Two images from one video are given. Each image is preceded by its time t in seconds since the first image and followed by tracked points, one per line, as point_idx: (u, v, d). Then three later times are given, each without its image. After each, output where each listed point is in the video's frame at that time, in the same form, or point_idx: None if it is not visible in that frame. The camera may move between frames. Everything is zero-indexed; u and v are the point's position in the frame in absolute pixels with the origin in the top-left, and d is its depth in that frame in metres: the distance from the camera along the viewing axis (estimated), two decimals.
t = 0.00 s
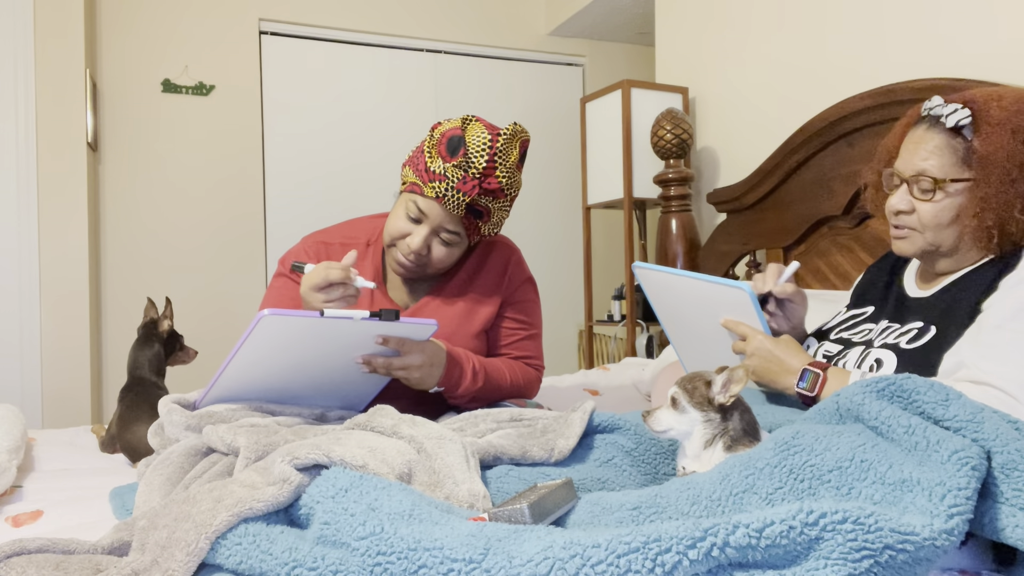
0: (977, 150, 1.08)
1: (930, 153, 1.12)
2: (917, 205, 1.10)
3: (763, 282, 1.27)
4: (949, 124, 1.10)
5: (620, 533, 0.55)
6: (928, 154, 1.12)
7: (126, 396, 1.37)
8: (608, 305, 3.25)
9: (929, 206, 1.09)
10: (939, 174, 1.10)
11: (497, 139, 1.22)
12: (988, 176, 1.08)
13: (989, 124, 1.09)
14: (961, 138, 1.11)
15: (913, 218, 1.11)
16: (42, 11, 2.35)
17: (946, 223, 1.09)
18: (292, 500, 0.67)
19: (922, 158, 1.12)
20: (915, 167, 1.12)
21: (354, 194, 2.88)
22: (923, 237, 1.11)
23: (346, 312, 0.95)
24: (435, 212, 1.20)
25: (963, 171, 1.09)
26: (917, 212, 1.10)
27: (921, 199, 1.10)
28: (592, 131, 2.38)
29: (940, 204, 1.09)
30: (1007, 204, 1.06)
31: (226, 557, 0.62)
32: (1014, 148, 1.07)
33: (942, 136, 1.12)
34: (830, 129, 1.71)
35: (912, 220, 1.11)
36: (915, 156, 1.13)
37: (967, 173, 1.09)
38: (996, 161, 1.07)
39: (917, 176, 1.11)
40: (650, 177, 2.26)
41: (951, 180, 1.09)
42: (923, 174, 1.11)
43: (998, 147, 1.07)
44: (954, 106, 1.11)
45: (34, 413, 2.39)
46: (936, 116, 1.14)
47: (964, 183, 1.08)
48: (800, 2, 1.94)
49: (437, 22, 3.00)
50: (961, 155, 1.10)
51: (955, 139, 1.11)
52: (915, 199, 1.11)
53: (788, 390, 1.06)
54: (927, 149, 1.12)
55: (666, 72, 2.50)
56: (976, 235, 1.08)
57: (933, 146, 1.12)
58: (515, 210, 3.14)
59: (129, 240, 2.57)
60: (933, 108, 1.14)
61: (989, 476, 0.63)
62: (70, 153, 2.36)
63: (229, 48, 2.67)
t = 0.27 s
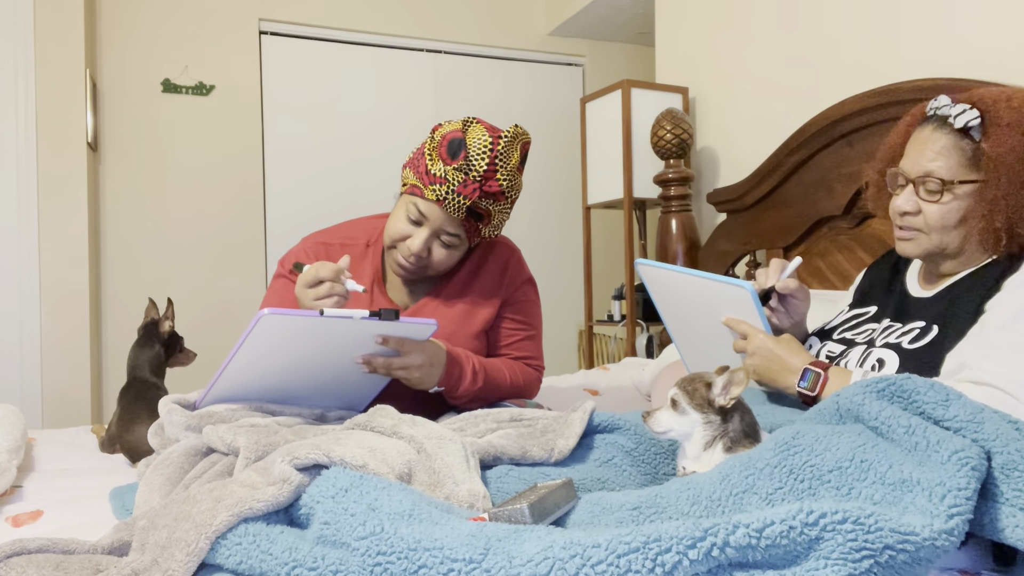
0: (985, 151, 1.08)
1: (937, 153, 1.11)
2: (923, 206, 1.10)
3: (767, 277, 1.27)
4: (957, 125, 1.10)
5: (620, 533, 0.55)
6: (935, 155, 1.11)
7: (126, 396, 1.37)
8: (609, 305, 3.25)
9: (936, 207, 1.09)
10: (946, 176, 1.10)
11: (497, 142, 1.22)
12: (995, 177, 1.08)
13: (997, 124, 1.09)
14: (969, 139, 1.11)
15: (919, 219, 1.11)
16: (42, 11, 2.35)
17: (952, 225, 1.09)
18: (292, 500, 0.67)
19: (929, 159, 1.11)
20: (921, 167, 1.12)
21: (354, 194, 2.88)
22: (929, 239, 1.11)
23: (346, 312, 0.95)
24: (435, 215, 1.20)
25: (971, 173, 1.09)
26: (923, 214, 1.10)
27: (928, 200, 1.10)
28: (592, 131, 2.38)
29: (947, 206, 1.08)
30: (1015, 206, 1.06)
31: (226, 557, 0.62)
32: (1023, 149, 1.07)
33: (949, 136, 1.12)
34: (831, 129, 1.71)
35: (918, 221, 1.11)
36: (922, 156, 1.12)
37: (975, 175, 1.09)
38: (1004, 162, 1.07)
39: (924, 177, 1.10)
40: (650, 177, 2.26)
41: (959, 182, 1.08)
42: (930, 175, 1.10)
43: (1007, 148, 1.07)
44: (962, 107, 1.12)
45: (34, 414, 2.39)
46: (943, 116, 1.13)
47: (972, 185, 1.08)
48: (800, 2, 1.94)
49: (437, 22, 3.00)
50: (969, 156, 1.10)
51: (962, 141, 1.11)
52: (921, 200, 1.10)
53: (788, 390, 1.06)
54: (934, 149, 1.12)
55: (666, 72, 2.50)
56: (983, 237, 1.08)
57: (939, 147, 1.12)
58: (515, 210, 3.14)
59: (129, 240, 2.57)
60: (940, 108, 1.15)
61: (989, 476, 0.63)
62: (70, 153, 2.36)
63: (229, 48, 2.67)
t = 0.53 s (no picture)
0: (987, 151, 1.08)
1: (937, 154, 1.11)
2: (924, 207, 1.10)
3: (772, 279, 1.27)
4: (957, 125, 1.11)
5: (620, 533, 0.55)
6: (936, 155, 1.11)
7: (127, 396, 1.37)
8: (609, 305, 3.25)
9: (936, 208, 1.09)
10: (948, 176, 1.10)
11: (498, 144, 1.22)
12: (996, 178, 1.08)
13: (1000, 124, 1.09)
14: (970, 139, 1.10)
15: (920, 219, 1.11)
16: (42, 11, 2.35)
17: (953, 225, 1.09)
18: (292, 500, 0.67)
19: (929, 159, 1.11)
20: (922, 168, 1.12)
21: (354, 194, 2.88)
22: (929, 239, 1.11)
23: (346, 312, 0.95)
24: (434, 216, 1.20)
25: (972, 173, 1.09)
26: (924, 214, 1.10)
27: (928, 200, 1.10)
28: (592, 131, 2.38)
29: (948, 206, 1.08)
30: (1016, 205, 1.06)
31: (226, 557, 0.62)
32: None
33: (950, 136, 1.11)
34: (831, 129, 1.71)
35: (919, 222, 1.11)
36: (923, 156, 1.12)
37: (976, 175, 1.09)
38: (1007, 162, 1.07)
39: (925, 178, 1.10)
40: (650, 177, 2.25)
41: (960, 182, 1.09)
42: (931, 175, 1.10)
43: (1008, 148, 1.07)
44: (962, 107, 1.12)
45: (34, 414, 2.39)
46: (943, 117, 1.14)
47: (973, 185, 1.08)
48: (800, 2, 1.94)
49: (437, 22, 3.00)
50: (970, 156, 1.10)
51: (963, 141, 1.11)
52: (922, 200, 1.10)
53: (789, 391, 1.06)
54: (935, 149, 1.12)
55: (666, 72, 2.50)
56: (985, 236, 1.08)
57: (939, 147, 1.11)
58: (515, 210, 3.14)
59: (129, 240, 2.57)
60: (940, 108, 1.15)
61: (989, 476, 0.63)
62: (70, 154, 2.36)
63: (229, 48, 2.67)
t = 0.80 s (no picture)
0: (983, 150, 1.08)
1: (933, 153, 1.12)
2: (921, 207, 1.10)
3: (765, 275, 1.27)
4: (953, 124, 1.10)
5: (620, 533, 0.55)
6: (932, 155, 1.11)
7: (127, 396, 1.37)
8: (609, 305, 3.25)
9: (933, 208, 1.09)
10: (944, 176, 1.10)
11: (500, 145, 1.22)
12: (994, 177, 1.07)
13: (996, 123, 1.09)
14: (966, 139, 1.10)
15: (917, 220, 1.11)
16: (42, 11, 2.35)
17: (950, 225, 1.09)
18: (291, 500, 0.67)
19: (926, 159, 1.12)
20: (919, 168, 1.12)
21: (354, 194, 2.88)
22: (927, 240, 1.11)
23: (347, 312, 0.95)
24: (436, 217, 1.20)
25: (969, 173, 1.09)
26: (921, 214, 1.10)
27: (926, 200, 1.10)
28: (592, 130, 2.38)
29: (945, 206, 1.08)
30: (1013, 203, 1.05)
31: (226, 557, 0.62)
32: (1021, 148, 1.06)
33: (945, 136, 1.12)
34: (831, 129, 1.71)
35: (917, 222, 1.11)
36: (919, 156, 1.13)
37: (973, 174, 1.09)
38: (1004, 161, 1.07)
39: (922, 178, 1.11)
40: (650, 177, 2.25)
41: (957, 182, 1.08)
42: (928, 176, 1.10)
43: (1005, 147, 1.07)
44: (957, 107, 1.12)
45: (34, 414, 2.39)
46: (939, 117, 1.14)
47: (971, 184, 1.08)
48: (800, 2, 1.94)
49: (437, 22, 3.00)
50: (966, 156, 1.09)
51: (959, 141, 1.10)
52: (919, 200, 1.10)
53: (788, 391, 1.06)
54: (931, 150, 1.12)
55: (666, 72, 2.49)
56: (984, 236, 1.08)
57: (936, 148, 1.12)
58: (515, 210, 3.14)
59: (129, 240, 2.57)
60: (936, 108, 1.15)
61: (989, 476, 0.63)
62: (70, 154, 2.36)
63: (229, 48, 2.67)
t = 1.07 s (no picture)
0: (971, 151, 1.09)
1: (925, 154, 1.12)
2: (912, 206, 1.11)
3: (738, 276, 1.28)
4: (942, 125, 1.11)
5: (620, 533, 0.55)
6: (923, 155, 1.12)
7: (126, 397, 1.37)
8: (609, 305, 3.25)
9: (923, 208, 1.09)
10: (933, 176, 1.11)
11: (501, 146, 1.22)
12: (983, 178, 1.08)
13: (982, 125, 1.09)
14: (955, 140, 1.11)
15: (908, 219, 1.12)
16: (42, 11, 2.35)
17: (939, 225, 1.09)
18: (291, 500, 0.67)
19: (917, 160, 1.13)
20: (909, 168, 1.13)
21: (354, 194, 2.88)
22: (918, 239, 1.11)
23: (347, 311, 0.95)
24: (436, 218, 1.20)
25: (958, 174, 1.09)
26: (912, 214, 1.11)
27: (917, 200, 1.10)
28: (592, 130, 2.38)
29: (934, 206, 1.09)
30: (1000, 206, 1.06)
31: (226, 557, 0.62)
32: (1008, 150, 1.07)
33: (938, 137, 1.12)
34: (831, 129, 1.71)
35: (908, 221, 1.12)
36: (911, 156, 1.14)
37: (962, 174, 1.09)
38: (992, 162, 1.07)
39: (913, 178, 1.11)
40: (650, 177, 2.25)
41: (946, 182, 1.09)
42: (918, 176, 1.11)
43: (992, 148, 1.07)
44: (948, 108, 1.12)
45: (34, 414, 2.39)
46: (930, 118, 1.14)
47: (959, 185, 1.08)
48: (800, 2, 1.94)
49: (437, 22, 3.00)
50: (955, 156, 1.10)
51: (947, 142, 1.11)
52: (911, 200, 1.11)
53: (788, 392, 1.06)
54: (922, 151, 1.13)
55: (666, 72, 2.49)
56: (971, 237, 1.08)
57: (928, 148, 1.12)
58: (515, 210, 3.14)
59: (129, 240, 2.57)
60: (928, 109, 1.15)
61: (988, 476, 0.63)
62: (70, 154, 2.36)
63: (229, 48, 2.67)
